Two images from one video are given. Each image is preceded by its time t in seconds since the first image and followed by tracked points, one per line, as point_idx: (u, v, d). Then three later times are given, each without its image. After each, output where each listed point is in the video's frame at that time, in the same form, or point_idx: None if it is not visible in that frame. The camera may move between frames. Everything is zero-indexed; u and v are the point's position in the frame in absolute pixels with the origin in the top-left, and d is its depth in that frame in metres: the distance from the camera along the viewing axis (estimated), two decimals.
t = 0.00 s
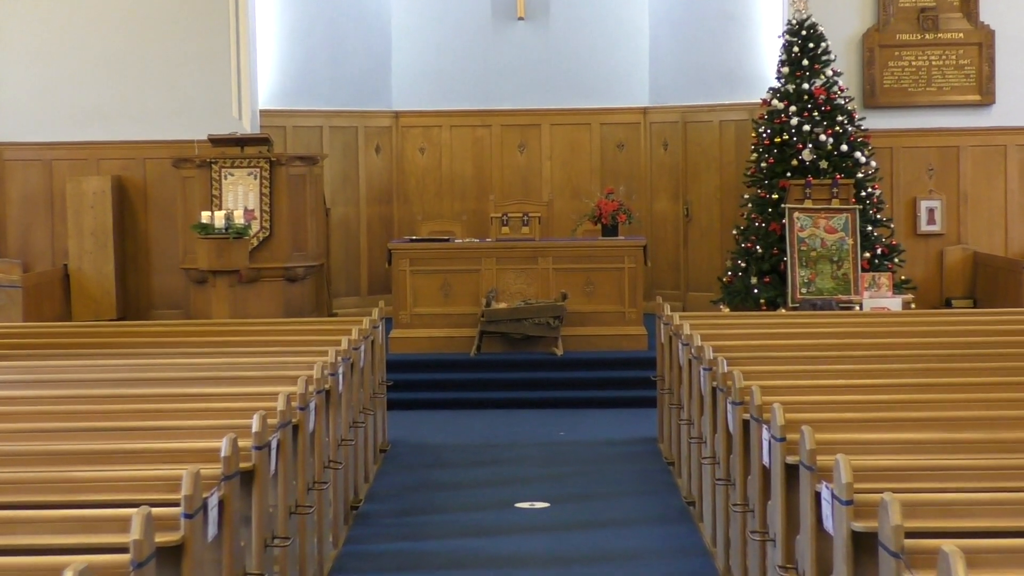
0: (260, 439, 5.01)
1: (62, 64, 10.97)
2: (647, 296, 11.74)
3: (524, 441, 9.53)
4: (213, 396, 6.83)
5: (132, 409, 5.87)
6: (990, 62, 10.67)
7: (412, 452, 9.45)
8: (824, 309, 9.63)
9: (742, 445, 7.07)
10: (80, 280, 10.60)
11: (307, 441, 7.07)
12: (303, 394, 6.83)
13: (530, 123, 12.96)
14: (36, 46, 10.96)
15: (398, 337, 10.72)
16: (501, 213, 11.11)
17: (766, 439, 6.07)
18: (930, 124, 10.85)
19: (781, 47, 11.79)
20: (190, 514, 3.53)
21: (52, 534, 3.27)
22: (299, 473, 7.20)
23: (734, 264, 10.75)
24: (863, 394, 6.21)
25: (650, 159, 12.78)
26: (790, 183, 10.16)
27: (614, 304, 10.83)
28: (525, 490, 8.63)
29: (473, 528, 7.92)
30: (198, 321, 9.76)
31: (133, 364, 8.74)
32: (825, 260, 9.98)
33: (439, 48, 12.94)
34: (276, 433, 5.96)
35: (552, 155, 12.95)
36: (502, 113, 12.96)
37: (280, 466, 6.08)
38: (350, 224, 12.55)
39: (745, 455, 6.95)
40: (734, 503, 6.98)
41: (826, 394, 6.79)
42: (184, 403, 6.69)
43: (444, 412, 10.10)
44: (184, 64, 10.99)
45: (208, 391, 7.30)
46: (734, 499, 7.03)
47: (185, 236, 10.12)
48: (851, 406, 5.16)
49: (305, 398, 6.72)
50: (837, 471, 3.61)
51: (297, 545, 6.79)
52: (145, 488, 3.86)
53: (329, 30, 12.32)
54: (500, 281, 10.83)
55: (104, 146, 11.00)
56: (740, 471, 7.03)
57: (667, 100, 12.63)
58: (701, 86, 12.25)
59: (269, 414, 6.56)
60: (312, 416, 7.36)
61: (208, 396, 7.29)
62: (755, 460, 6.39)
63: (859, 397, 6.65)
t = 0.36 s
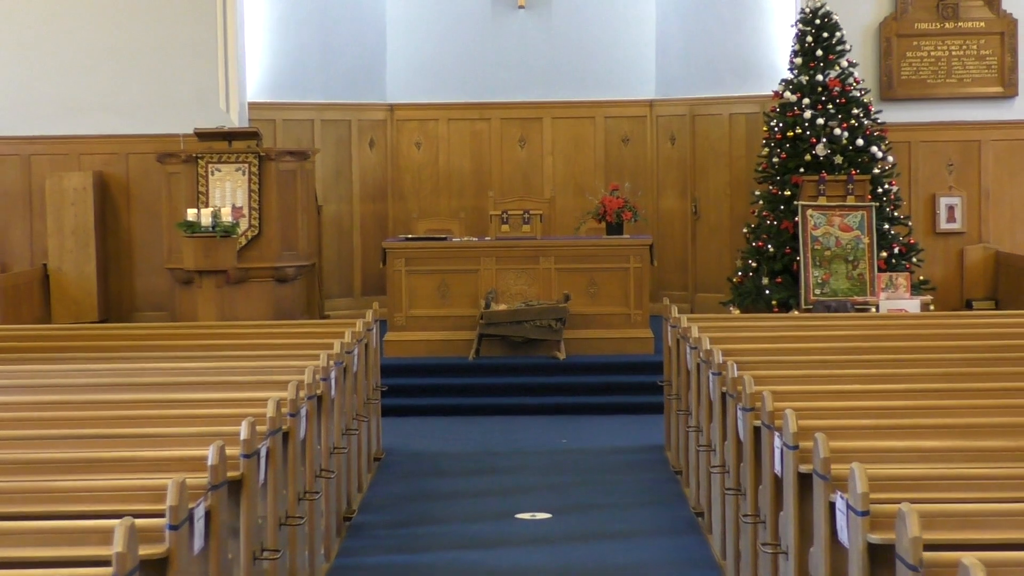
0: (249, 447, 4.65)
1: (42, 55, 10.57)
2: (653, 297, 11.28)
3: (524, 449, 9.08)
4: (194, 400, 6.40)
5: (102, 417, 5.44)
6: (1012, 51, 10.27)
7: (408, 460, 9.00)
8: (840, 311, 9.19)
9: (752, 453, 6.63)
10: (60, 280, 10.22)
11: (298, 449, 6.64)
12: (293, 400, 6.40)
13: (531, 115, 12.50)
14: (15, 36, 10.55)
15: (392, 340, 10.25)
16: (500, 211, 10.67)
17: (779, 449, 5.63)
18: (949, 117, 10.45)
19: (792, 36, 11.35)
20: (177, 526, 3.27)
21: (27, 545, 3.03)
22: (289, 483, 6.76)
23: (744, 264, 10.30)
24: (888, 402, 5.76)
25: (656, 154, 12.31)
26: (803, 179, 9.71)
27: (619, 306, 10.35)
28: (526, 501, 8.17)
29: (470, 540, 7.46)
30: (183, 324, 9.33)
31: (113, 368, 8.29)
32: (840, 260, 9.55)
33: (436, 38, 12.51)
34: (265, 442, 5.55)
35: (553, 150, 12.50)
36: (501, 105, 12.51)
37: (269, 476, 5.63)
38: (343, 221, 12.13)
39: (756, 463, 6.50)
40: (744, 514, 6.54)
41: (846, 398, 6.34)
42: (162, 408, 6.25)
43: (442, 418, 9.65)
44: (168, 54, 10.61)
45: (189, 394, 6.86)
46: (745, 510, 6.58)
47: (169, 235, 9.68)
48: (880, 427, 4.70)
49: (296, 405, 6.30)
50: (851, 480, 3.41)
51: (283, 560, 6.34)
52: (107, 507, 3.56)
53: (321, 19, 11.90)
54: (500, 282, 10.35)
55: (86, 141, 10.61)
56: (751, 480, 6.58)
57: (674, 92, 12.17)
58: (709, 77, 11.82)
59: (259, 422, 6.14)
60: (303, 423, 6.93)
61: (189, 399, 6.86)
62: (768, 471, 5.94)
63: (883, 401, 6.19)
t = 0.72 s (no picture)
0: (236, 454, 4.37)
1: (21, 44, 10.17)
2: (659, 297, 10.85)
3: (525, 456, 8.65)
4: (173, 404, 5.98)
5: (68, 424, 5.01)
6: None
7: (403, 469, 8.57)
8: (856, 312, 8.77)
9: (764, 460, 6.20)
10: (38, 280, 9.85)
11: (288, 457, 6.22)
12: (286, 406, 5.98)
13: (532, 107, 12.09)
14: None
15: (387, 343, 9.81)
16: (500, 208, 10.23)
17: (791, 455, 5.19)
18: (969, 110, 10.13)
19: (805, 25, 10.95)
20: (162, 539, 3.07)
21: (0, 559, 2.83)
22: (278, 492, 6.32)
23: (754, 263, 9.89)
24: (916, 407, 5.33)
25: (662, 148, 11.90)
26: (817, 174, 9.28)
27: (624, 307, 9.89)
28: (526, 511, 7.74)
29: (467, 553, 7.03)
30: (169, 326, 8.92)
31: (90, 371, 7.86)
32: (855, 259, 9.12)
33: (432, 26, 12.10)
34: (254, 451, 5.14)
35: (555, 144, 12.09)
36: (501, 98, 12.10)
37: (255, 487, 5.21)
38: (335, 218, 11.73)
39: (768, 472, 6.07)
40: (757, 526, 6.10)
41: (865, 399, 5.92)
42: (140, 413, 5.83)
43: (438, 424, 9.22)
44: (154, 43, 10.26)
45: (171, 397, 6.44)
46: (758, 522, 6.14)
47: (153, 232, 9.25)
48: (895, 432, 4.47)
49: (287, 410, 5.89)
50: (867, 489, 3.20)
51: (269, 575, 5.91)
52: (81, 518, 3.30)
53: (313, 6, 11.49)
54: (499, 282, 9.92)
55: (65, 134, 10.22)
56: (763, 489, 6.15)
57: (683, 84, 11.76)
58: (719, 67, 11.43)
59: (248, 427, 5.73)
60: (293, 429, 6.51)
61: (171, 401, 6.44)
62: (781, 481, 5.52)
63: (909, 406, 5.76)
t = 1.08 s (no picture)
0: (224, 463, 4.09)
1: None
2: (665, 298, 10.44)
3: (525, 465, 8.26)
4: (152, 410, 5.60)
5: (33, 432, 4.63)
6: None
7: (399, 478, 8.17)
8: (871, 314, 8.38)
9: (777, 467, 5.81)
10: (18, 280, 9.55)
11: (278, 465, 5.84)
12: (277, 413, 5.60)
13: (533, 100, 11.70)
14: None
15: (382, 346, 9.40)
16: (500, 205, 9.83)
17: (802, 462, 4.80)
18: (989, 102, 9.81)
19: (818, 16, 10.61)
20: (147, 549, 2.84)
21: None
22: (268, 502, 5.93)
23: (766, 263, 9.52)
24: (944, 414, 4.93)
25: (669, 143, 11.52)
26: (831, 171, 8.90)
27: (629, 309, 9.49)
28: (526, 522, 7.34)
29: (465, 566, 6.63)
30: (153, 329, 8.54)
31: (68, 374, 7.48)
32: (870, 259, 8.74)
33: (428, 15, 11.72)
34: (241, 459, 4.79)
35: (557, 138, 11.70)
36: (501, 90, 11.71)
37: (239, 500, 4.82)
38: (327, 216, 11.35)
39: (780, 480, 5.68)
40: (768, 538, 5.73)
41: (886, 402, 5.53)
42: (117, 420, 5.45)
43: (435, 431, 8.82)
44: (137, 33, 9.92)
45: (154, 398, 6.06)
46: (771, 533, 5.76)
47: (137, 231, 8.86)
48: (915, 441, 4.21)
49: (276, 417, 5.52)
50: (884, 499, 2.97)
51: None
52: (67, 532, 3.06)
53: None
54: (499, 282, 9.52)
55: (45, 128, 9.89)
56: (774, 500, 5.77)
57: (691, 75, 11.37)
58: (728, 58, 11.04)
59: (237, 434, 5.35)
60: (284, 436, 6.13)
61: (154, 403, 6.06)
62: (789, 488, 5.12)
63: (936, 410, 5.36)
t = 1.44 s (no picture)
0: (212, 471, 3.81)
1: None
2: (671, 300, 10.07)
3: (525, 473, 7.89)
4: (129, 416, 5.22)
5: None
6: None
7: (395, 487, 7.79)
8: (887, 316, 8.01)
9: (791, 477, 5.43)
10: None
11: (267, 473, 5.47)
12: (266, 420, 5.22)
13: (534, 92, 11.35)
14: None
15: (377, 350, 9.03)
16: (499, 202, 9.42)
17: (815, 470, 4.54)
18: (1009, 94, 9.49)
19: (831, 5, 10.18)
20: (129, 562, 2.72)
21: None
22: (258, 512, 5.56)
23: (777, 263, 9.15)
24: (977, 422, 4.56)
25: (676, 138, 11.17)
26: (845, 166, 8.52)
27: (634, 310, 9.11)
28: (528, 532, 6.96)
29: None
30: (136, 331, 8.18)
31: (44, 377, 7.12)
32: (886, 258, 8.38)
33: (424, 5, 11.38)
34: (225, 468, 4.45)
35: (559, 132, 11.35)
36: (500, 82, 11.35)
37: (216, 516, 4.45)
38: (319, 213, 11.02)
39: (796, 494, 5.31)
40: (779, 550, 5.38)
41: (912, 408, 5.16)
42: (92, 427, 5.08)
43: (431, 438, 8.45)
44: (121, 21, 9.60)
45: (135, 398, 5.70)
46: (783, 546, 5.39)
47: (121, 229, 8.51)
48: (940, 451, 3.96)
49: (266, 424, 5.17)
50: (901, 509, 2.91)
51: None
52: (41, 541, 2.98)
53: None
54: (498, 283, 9.15)
55: (24, 121, 9.55)
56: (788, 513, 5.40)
57: (699, 66, 11.01)
58: (736, 49, 10.70)
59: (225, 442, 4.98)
60: (275, 444, 5.76)
61: (135, 404, 5.69)
62: (801, 496, 4.88)
63: (966, 416, 4.99)
